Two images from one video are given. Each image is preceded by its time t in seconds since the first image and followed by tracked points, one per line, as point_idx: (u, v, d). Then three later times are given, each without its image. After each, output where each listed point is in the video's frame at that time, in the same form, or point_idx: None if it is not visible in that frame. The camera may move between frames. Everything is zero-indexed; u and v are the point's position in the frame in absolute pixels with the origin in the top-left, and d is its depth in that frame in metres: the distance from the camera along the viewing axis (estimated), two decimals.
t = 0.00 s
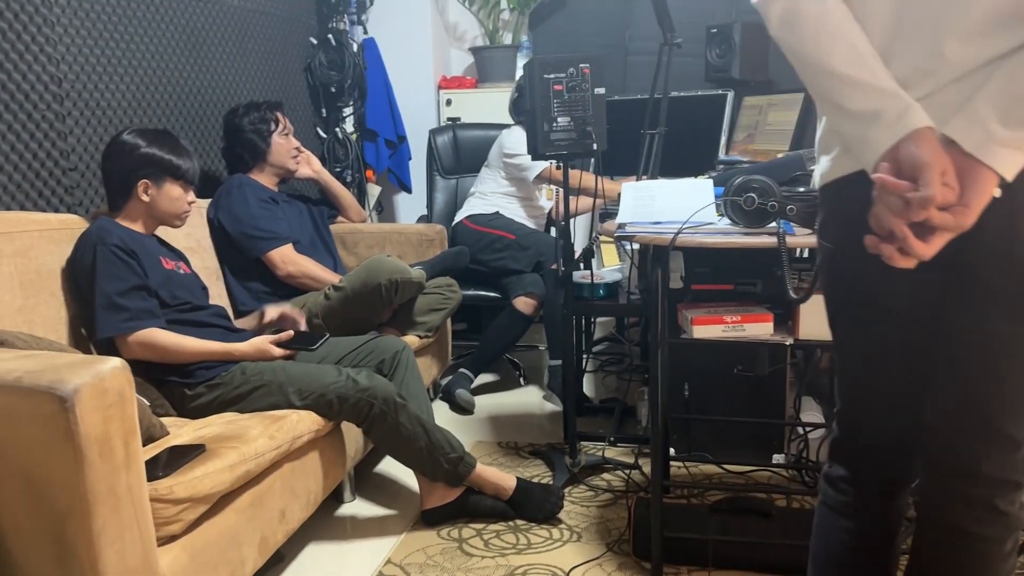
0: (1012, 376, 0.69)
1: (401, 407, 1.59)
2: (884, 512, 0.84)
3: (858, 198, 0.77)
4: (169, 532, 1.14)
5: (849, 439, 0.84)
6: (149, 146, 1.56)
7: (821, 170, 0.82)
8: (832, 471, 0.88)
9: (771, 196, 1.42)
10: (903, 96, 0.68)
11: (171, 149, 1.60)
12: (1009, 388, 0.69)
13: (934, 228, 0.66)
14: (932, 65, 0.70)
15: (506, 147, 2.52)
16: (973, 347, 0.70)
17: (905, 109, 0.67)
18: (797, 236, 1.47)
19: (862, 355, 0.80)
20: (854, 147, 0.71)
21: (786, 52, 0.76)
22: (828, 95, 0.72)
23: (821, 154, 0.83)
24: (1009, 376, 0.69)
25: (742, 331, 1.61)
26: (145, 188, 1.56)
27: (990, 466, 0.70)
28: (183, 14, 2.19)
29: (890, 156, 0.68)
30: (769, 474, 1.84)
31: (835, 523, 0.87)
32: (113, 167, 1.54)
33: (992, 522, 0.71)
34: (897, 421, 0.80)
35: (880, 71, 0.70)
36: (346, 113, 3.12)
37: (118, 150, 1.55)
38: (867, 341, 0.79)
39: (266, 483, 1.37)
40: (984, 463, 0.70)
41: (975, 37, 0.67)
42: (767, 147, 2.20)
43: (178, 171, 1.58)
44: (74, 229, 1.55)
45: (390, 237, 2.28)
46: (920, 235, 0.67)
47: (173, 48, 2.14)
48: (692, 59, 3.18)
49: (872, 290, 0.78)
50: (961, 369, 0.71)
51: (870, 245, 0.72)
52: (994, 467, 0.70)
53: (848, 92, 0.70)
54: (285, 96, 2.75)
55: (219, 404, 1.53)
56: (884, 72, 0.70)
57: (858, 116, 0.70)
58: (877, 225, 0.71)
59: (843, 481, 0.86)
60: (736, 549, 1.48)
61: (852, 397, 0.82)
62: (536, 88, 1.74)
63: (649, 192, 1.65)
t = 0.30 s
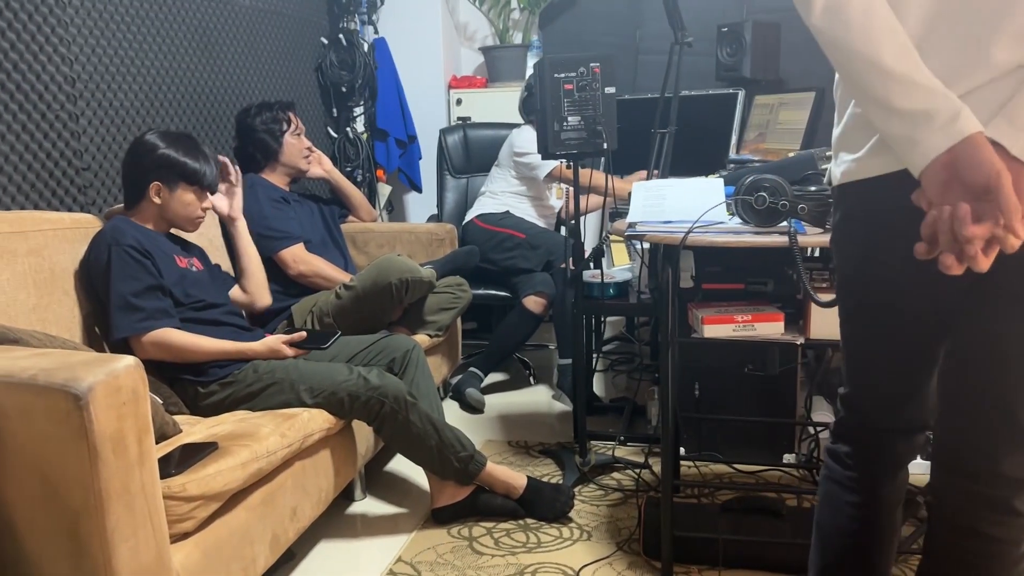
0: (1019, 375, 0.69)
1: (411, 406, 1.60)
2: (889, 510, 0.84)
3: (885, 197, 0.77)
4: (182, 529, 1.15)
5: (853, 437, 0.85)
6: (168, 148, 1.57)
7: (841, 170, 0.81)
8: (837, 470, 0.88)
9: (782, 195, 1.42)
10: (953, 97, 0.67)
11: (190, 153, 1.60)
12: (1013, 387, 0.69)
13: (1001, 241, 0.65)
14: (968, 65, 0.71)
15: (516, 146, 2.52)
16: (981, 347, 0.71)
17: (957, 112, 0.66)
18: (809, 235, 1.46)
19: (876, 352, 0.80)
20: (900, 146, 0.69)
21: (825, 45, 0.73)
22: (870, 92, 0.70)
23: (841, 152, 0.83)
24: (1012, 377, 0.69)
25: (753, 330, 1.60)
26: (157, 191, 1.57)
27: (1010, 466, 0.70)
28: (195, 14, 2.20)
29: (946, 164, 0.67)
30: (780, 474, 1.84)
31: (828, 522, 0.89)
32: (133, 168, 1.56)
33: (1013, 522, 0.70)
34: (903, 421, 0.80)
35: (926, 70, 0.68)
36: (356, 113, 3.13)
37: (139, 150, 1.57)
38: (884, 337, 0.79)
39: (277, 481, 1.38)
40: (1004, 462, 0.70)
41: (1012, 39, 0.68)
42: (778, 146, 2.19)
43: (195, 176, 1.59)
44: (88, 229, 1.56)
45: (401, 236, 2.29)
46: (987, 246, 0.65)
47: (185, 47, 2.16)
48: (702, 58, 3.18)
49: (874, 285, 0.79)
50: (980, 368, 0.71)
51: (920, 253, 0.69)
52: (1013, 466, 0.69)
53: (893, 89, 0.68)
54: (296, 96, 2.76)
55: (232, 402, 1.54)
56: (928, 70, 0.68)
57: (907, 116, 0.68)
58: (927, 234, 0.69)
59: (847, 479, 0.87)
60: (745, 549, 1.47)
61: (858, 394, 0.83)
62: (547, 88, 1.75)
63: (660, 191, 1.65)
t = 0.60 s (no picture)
0: (1009, 376, 0.67)
1: (421, 404, 1.60)
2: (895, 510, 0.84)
3: (883, 199, 0.76)
4: (192, 527, 1.16)
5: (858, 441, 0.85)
6: (174, 146, 1.59)
7: (836, 171, 0.82)
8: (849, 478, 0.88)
9: (791, 195, 1.41)
10: (943, 94, 0.66)
11: (197, 148, 1.62)
12: (1008, 388, 0.67)
13: (988, 238, 0.63)
14: (959, 65, 0.69)
15: (525, 146, 2.52)
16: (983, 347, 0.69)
17: (948, 108, 0.65)
18: (818, 234, 1.45)
19: (884, 355, 0.80)
20: (891, 145, 0.69)
21: (817, 47, 0.72)
22: (861, 91, 0.70)
23: (836, 154, 0.83)
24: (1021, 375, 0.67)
25: (762, 330, 1.61)
26: (171, 188, 1.58)
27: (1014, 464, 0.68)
28: (205, 14, 2.21)
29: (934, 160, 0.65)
30: (789, 474, 1.83)
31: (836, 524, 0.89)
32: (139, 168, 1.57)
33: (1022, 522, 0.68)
34: (911, 422, 0.80)
35: (916, 69, 0.68)
36: (365, 113, 3.14)
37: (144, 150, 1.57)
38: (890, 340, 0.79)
39: (286, 479, 1.39)
40: (1007, 463, 0.68)
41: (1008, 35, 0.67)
42: (787, 145, 2.18)
43: (203, 171, 1.61)
44: (99, 228, 1.57)
45: (409, 235, 2.29)
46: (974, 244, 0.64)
47: (194, 47, 2.17)
48: (712, 57, 3.17)
49: (883, 283, 0.78)
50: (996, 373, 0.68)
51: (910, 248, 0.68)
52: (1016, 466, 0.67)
53: (883, 88, 0.68)
54: (305, 96, 2.77)
55: (242, 400, 1.55)
56: (919, 68, 0.68)
57: (896, 115, 0.67)
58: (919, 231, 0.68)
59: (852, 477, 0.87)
60: (754, 549, 1.47)
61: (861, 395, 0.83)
62: (555, 88, 1.75)
63: (668, 191, 1.65)
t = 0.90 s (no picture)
0: (993, 373, 0.71)
1: (428, 403, 1.60)
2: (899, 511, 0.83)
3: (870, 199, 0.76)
4: (201, 526, 1.16)
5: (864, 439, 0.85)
6: (167, 144, 1.60)
7: (813, 166, 0.82)
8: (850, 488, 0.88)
9: (800, 195, 1.42)
10: (896, 93, 0.68)
11: (192, 143, 1.64)
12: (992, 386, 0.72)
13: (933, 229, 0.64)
14: (924, 62, 0.71)
15: (533, 148, 2.53)
16: (975, 347, 0.72)
17: (897, 107, 0.67)
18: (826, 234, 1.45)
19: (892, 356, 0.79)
20: (849, 143, 0.71)
21: (777, 49, 0.75)
22: (820, 92, 0.72)
23: (813, 150, 0.84)
24: (1006, 376, 0.71)
25: (771, 329, 1.62)
26: (175, 184, 1.59)
27: (993, 457, 0.72)
28: (213, 15, 2.22)
29: (885, 154, 0.67)
30: (797, 474, 1.83)
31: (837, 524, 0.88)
32: (137, 170, 1.58)
33: (1005, 512, 0.73)
34: (921, 424, 0.79)
35: (871, 67, 0.70)
36: (373, 113, 3.15)
37: (138, 151, 1.58)
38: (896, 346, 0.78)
39: (294, 479, 1.39)
40: (986, 455, 0.72)
41: (969, 34, 0.69)
42: (796, 145, 2.17)
43: (204, 163, 1.63)
44: (107, 227, 1.58)
45: (416, 235, 2.30)
46: (921, 235, 0.64)
47: (202, 48, 2.17)
48: (720, 57, 3.17)
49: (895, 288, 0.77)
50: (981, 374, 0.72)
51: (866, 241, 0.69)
52: (995, 458, 0.72)
53: (839, 88, 0.70)
54: (313, 96, 2.78)
55: (249, 400, 1.56)
56: (875, 68, 0.70)
57: (851, 113, 0.70)
58: (873, 225, 0.69)
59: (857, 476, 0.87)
60: (763, 549, 1.47)
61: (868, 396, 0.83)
62: (563, 88, 1.75)
63: (675, 191, 1.65)
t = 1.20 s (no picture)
0: (981, 373, 0.73)
1: (433, 402, 1.60)
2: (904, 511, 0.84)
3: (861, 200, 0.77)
4: (207, 526, 1.17)
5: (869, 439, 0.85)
6: (164, 144, 1.61)
7: (791, 167, 0.85)
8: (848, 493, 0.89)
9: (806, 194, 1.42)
10: (852, 96, 0.72)
11: (187, 141, 1.64)
12: (993, 380, 0.72)
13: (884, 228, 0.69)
14: (889, 64, 0.74)
15: (539, 148, 2.54)
16: (974, 344, 0.73)
17: (851, 111, 0.71)
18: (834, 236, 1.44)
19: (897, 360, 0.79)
20: (811, 146, 0.76)
21: (748, 58, 0.82)
22: (786, 99, 0.78)
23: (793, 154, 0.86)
24: (1002, 374, 0.72)
25: (776, 331, 1.62)
26: (177, 182, 1.59)
27: (985, 448, 0.74)
28: (219, 16, 2.23)
29: (841, 156, 0.72)
30: (803, 475, 1.83)
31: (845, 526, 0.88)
32: (138, 173, 1.59)
33: (1002, 484, 0.74)
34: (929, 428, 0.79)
35: (834, 73, 0.74)
36: (378, 113, 3.16)
37: (136, 154, 1.59)
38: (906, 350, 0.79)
39: (300, 478, 1.39)
40: (981, 446, 0.74)
41: (936, 37, 0.71)
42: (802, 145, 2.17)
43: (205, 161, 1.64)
44: (114, 228, 1.59)
45: (422, 236, 2.30)
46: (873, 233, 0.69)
47: (209, 49, 2.18)
48: (726, 57, 3.17)
49: (903, 287, 0.77)
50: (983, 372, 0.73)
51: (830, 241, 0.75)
52: (990, 449, 0.74)
53: (801, 94, 0.76)
54: (319, 97, 2.78)
55: (254, 400, 1.56)
56: (837, 73, 0.74)
57: (810, 118, 0.75)
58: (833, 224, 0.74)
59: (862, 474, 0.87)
60: (769, 551, 1.46)
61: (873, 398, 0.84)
62: (568, 88, 1.75)
63: (681, 192, 1.64)
